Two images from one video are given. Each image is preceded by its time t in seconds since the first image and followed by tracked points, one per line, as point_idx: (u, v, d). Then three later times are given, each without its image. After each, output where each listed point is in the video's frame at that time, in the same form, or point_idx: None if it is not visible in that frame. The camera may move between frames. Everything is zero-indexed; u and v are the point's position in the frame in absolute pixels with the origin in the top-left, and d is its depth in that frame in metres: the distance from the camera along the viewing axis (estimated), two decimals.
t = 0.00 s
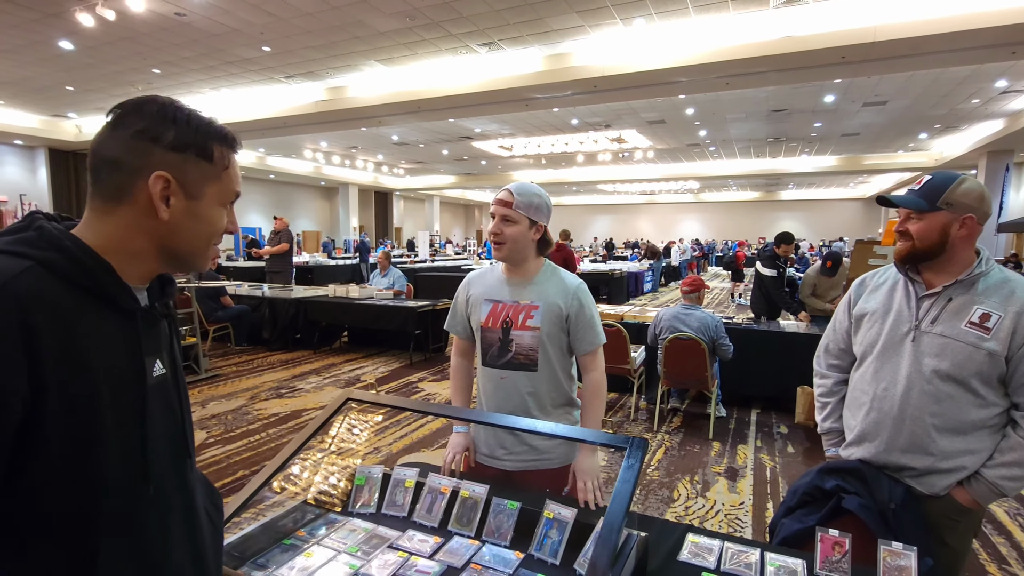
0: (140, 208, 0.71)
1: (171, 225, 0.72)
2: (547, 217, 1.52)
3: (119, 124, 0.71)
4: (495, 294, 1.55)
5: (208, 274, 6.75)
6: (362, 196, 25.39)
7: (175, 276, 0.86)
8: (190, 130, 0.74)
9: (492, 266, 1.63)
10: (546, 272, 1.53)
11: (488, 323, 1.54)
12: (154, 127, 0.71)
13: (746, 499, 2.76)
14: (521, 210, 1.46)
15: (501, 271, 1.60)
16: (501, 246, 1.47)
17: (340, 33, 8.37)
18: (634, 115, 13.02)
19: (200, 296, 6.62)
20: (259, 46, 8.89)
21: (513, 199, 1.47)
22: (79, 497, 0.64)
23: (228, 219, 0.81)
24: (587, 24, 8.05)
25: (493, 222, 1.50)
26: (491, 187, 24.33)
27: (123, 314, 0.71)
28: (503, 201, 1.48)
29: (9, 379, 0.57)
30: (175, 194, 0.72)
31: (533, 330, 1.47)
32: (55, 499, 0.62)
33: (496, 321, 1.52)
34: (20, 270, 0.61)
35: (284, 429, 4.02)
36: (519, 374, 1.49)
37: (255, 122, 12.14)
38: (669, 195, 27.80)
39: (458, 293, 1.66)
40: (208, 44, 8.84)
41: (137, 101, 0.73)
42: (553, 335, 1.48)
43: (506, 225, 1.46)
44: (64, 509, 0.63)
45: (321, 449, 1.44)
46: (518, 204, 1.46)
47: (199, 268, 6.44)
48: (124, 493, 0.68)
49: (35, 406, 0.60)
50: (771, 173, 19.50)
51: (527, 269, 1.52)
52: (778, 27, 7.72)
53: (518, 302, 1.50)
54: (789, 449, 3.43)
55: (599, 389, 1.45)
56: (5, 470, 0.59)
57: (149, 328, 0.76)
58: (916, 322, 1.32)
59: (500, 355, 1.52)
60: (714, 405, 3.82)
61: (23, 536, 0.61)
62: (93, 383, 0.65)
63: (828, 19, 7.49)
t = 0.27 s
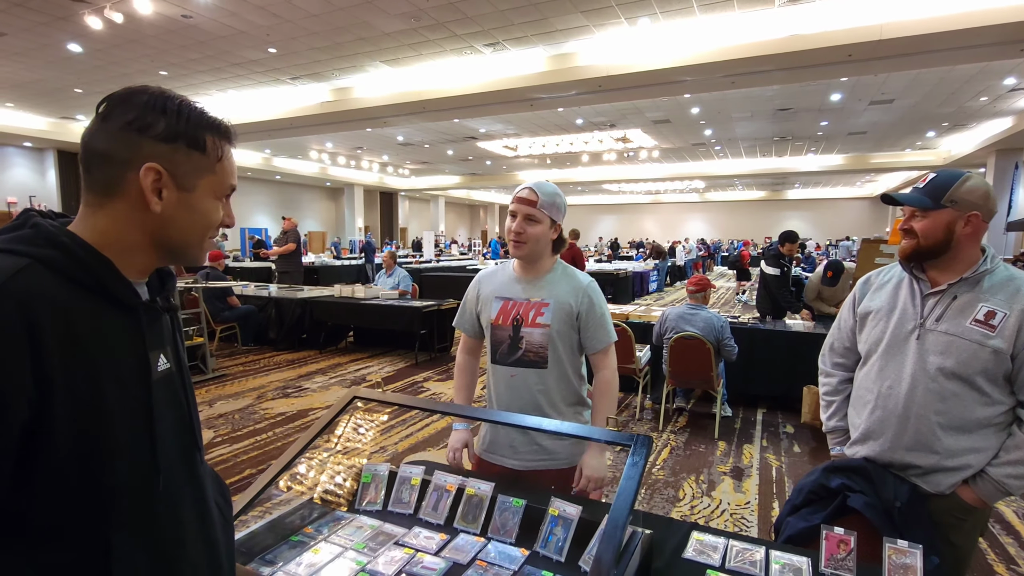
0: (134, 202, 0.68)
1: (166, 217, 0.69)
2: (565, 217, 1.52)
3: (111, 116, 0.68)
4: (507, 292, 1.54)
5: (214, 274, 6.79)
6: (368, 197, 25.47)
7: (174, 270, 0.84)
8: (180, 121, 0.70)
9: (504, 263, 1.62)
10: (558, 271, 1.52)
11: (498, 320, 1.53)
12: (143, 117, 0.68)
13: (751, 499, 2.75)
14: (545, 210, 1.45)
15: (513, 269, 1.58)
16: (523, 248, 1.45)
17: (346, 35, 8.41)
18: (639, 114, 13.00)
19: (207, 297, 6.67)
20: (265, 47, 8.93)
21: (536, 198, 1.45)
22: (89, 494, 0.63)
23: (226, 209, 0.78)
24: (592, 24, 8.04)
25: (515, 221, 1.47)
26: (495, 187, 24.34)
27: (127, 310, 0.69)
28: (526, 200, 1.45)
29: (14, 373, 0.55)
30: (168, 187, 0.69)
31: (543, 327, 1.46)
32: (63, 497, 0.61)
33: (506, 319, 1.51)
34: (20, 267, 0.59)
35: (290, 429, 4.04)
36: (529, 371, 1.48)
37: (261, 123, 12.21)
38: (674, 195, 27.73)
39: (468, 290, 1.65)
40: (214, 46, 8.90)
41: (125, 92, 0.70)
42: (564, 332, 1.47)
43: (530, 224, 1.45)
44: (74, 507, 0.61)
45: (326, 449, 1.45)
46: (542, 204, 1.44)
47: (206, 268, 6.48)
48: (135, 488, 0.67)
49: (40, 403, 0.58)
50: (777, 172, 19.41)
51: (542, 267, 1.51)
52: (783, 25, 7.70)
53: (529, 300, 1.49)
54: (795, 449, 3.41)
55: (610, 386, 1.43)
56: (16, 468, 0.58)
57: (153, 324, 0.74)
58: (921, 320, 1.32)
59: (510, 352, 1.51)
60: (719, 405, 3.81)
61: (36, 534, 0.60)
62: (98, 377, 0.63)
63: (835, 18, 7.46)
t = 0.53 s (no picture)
0: (140, 200, 0.67)
1: (172, 214, 0.69)
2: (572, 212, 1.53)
3: (110, 112, 0.67)
4: (519, 294, 1.53)
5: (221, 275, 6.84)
6: (373, 198, 25.54)
7: (181, 268, 0.84)
8: (181, 116, 0.69)
9: (515, 265, 1.62)
10: (569, 273, 1.52)
11: (509, 322, 1.52)
12: (144, 112, 0.67)
13: (757, 499, 2.74)
14: (558, 209, 1.44)
15: (524, 271, 1.57)
16: (544, 251, 1.45)
17: (351, 36, 8.45)
18: (644, 114, 12.98)
19: (214, 297, 6.71)
20: (271, 49, 8.99)
21: (549, 198, 1.44)
22: (106, 493, 0.62)
23: (232, 205, 0.77)
24: (597, 24, 8.04)
25: (529, 225, 1.45)
26: (500, 188, 24.35)
27: (138, 308, 0.69)
28: (540, 203, 1.43)
29: (29, 372, 0.55)
30: (173, 183, 0.68)
31: (555, 330, 1.45)
32: (79, 497, 0.60)
33: (518, 321, 1.51)
34: (36, 267, 0.59)
35: (297, 428, 4.07)
36: (540, 374, 1.47)
37: (268, 125, 12.28)
38: (680, 195, 27.65)
39: (479, 292, 1.65)
40: (221, 48, 8.95)
41: (124, 87, 0.69)
42: (575, 336, 1.45)
43: (547, 225, 1.44)
44: (90, 506, 0.61)
45: (332, 449, 1.47)
46: (555, 203, 1.44)
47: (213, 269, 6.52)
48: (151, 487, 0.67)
49: (55, 402, 0.58)
50: (783, 172, 19.32)
51: (554, 268, 1.51)
52: (789, 25, 7.68)
53: (541, 302, 1.48)
54: (802, 450, 3.40)
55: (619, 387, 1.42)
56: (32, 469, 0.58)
57: (162, 322, 0.74)
58: (927, 319, 1.32)
59: (521, 355, 1.50)
60: (725, 405, 3.80)
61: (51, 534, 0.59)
62: (112, 375, 0.63)
63: (841, 17, 7.42)
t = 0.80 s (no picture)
0: (139, 199, 0.67)
1: (172, 213, 0.68)
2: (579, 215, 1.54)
3: (105, 112, 0.66)
4: (525, 296, 1.53)
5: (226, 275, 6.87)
6: (377, 199, 25.58)
7: (183, 270, 0.84)
8: (175, 112, 0.68)
9: (520, 267, 1.61)
10: (575, 274, 1.51)
11: (516, 324, 1.51)
12: (137, 111, 0.66)
13: (761, 500, 2.72)
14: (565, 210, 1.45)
15: (529, 273, 1.56)
16: (550, 252, 1.45)
17: (355, 38, 8.48)
18: (648, 115, 12.96)
19: (218, 298, 6.74)
20: (275, 51, 9.02)
21: (556, 198, 1.45)
22: (120, 496, 0.62)
23: (232, 202, 0.77)
24: (601, 25, 8.03)
25: (536, 224, 1.46)
26: (504, 188, 24.35)
27: (144, 310, 0.69)
28: (547, 203, 1.44)
29: (44, 377, 0.55)
30: (171, 180, 0.68)
31: (562, 331, 1.44)
32: (93, 501, 0.60)
33: (525, 323, 1.50)
34: (43, 270, 0.58)
35: (301, 428, 4.08)
36: (547, 375, 1.46)
37: (272, 126, 12.32)
38: (683, 195, 27.58)
39: (483, 294, 1.64)
40: (225, 50, 8.99)
41: (116, 85, 0.67)
42: (582, 337, 1.45)
43: (553, 225, 1.44)
44: (105, 510, 0.61)
45: (337, 449, 1.46)
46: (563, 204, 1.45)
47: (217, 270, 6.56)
48: (164, 489, 0.67)
49: (68, 408, 0.58)
50: (787, 172, 19.25)
51: (561, 270, 1.51)
52: (792, 25, 7.67)
53: (548, 304, 1.48)
54: (805, 450, 3.39)
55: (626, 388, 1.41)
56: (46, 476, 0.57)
57: (167, 323, 0.74)
58: (931, 320, 1.31)
59: (527, 356, 1.49)
60: (729, 406, 3.79)
61: (66, 541, 0.59)
62: (124, 378, 0.63)
63: (845, 16, 7.40)
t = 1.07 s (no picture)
0: (132, 197, 0.66)
1: (167, 209, 0.68)
2: (586, 214, 1.53)
3: (93, 108, 0.65)
4: (529, 294, 1.53)
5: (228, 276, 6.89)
6: (378, 200, 25.60)
7: (183, 269, 0.85)
8: (164, 106, 0.67)
9: (525, 265, 1.61)
10: (580, 274, 1.51)
11: (520, 324, 1.51)
12: (124, 105, 0.65)
13: (763, 501, 2.72)
14: (566, 208, 1.44)
15: (533, 272, 1.56)
16: (548, 249, 1.44)
17: (356, 39, 8.49)
18: (649, 115, 12.96)
19: (221, 299, 6.76)
20: (277, 52, 9.04)
21: (557, 196, 1.44)
22: (132, 499, 0.62)
23: (228, 199, 0.77)
24: (602, 25, 8.03)
25: (536, 221, 1.46)
26: (505, 189, 24.35)
27: (145, 310, 0.68)
28: (548, 200, 1.44)
29: (54, 383, 0.54)
30: (164, 176, 0.67)
31: (566, 331, 1.44)
32: (105, 506, 0.60)
33: (529, 322, 1.50)
34: (47, 272, 0.58)
35: (303, 429, 4.09)
36: (550, 375, 1.46)
37: (274, 127, 12.35)
38: (685, 195, 27.55)
39: (488, 292, 1.64)
40: (227, 51, 9.01)
41: (102, 81, 0.66)
42: (585, 337, 1.44)
43: (552, 223, 1.44)
44: (116, 514, 0.61)
45: (338, 449, 1.47)
46: (564, 202, 1.44)
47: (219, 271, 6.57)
48: (172, 492, 0.67)
49: (78, 413, 0.57)
50: (790, 172, 19.22)
51: (565, 270, 1.50)
52: (794, 25, 7.66)
53: (552, 303, 1.47)
54: (807, 451, 3.38)
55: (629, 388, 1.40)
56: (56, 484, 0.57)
57: (169, 323, 0.74)
58: (933, 320, 1.31)
59: (531, 356, 1.49)
60: (730, 406, 3.79)
61: (78, 547, 0.59)
62: (132, 381, 0.62)
63: (847, 16, 7.39)
